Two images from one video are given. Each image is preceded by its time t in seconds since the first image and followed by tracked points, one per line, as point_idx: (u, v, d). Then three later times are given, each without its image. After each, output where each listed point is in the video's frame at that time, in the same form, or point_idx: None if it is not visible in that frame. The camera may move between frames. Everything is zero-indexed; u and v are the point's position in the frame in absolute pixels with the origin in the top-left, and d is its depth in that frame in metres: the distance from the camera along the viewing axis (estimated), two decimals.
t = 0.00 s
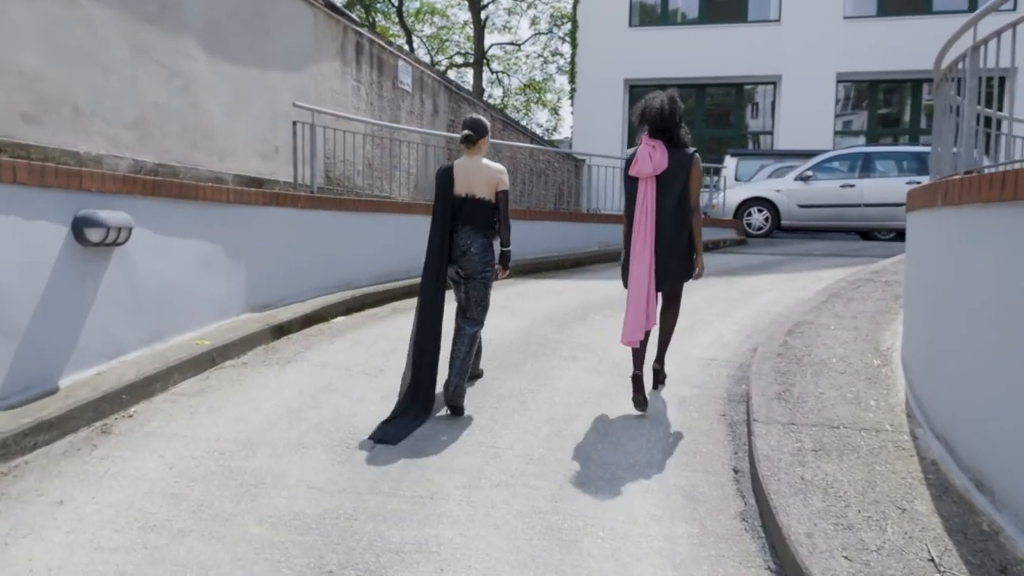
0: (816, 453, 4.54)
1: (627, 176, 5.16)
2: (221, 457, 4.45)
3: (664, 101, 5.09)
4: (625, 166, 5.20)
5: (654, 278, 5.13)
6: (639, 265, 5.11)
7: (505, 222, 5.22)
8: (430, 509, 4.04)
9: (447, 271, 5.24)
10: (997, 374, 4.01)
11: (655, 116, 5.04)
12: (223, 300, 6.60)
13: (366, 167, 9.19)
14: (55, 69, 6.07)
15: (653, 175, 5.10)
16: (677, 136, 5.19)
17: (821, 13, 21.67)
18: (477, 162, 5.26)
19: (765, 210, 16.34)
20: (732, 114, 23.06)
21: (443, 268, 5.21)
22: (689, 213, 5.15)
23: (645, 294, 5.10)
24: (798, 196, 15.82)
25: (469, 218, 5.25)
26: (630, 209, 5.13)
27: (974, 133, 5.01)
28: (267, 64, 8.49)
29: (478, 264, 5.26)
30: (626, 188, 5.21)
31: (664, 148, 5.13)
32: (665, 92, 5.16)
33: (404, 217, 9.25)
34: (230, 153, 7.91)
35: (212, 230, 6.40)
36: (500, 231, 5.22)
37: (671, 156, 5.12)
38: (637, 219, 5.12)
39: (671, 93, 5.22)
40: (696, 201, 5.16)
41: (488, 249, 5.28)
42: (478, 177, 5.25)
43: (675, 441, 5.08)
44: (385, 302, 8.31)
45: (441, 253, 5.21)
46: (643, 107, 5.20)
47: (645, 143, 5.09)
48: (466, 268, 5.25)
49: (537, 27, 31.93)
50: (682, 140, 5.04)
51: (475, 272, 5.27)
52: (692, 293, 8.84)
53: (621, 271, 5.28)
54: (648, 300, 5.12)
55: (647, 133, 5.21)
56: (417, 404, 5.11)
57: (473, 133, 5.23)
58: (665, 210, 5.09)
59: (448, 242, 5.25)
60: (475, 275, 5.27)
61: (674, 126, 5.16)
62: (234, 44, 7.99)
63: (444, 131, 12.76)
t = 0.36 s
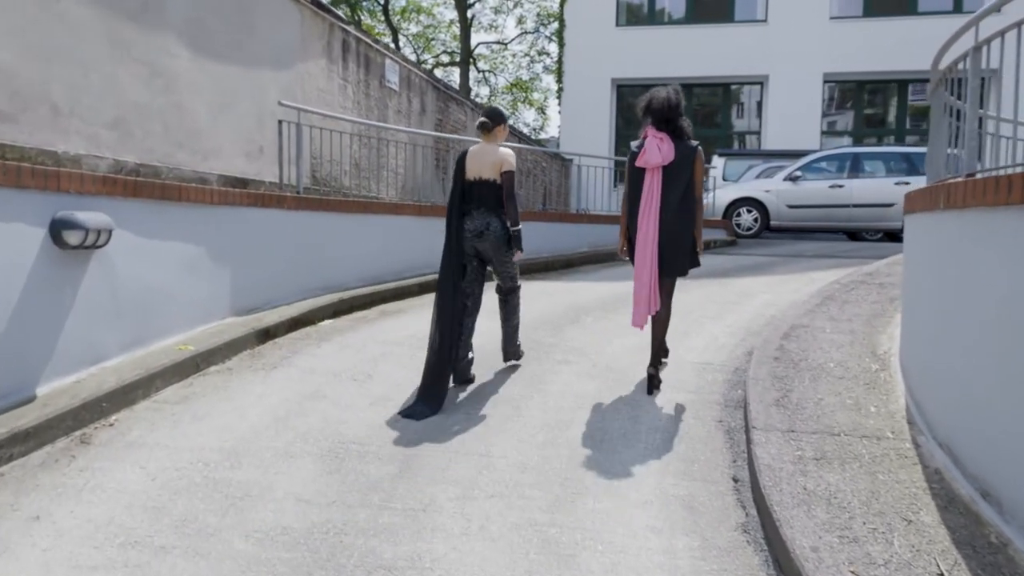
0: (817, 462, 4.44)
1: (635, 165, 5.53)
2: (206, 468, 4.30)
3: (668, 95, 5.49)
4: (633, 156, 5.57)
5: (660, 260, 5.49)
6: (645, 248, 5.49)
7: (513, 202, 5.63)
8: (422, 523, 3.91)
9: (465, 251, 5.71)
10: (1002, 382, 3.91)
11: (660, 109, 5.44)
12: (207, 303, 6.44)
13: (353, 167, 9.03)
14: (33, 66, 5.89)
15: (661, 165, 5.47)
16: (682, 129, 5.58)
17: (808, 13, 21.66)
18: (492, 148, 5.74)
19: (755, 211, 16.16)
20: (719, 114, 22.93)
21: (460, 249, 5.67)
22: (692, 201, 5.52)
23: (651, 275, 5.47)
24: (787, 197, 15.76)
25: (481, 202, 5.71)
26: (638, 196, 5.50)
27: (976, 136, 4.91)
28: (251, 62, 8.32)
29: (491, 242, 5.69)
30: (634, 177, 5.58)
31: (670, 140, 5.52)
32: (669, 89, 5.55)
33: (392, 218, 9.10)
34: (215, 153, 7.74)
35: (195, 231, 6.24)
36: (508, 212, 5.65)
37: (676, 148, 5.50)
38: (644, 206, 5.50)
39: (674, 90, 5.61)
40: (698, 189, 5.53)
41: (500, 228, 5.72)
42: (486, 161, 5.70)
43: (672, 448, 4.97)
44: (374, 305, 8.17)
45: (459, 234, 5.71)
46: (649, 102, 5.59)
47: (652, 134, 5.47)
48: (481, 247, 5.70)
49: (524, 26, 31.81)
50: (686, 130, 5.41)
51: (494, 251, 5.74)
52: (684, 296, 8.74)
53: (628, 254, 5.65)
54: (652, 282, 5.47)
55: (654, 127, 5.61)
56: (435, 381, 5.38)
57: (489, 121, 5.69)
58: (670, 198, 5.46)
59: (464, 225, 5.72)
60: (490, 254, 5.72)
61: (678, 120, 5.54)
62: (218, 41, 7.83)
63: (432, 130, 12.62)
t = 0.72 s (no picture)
0: (821, 471, 4.33)
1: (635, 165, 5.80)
2: (189, 480, 4.14)
3: (665, 97, 5.73)
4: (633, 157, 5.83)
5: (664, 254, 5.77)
6: (651, 242, 5.74)
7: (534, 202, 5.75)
8: (414, 537, 3.76)
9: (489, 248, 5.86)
10: (1010, 391, 3.81)
11: (659, 110, 5.67)
12: (191, 307, 6.27)
13: (339, 167, 8.81)
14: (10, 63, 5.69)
15: (660, 163, 5.75)
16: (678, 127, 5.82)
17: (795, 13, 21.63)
18: (517, 149, 5.89)
19: (743, 211, 16.11)
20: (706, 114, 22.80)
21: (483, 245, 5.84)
22: (691, 196, 5.77)
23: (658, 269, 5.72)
24: (775, 197, 15.72)
25: (505, 200, 5.85)
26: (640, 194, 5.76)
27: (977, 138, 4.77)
28: (236, 59, 8.13)
29: (512, 240, 5.83)
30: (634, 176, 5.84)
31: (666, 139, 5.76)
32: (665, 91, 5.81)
33: (379, 219, 8.94)
34: (198, 153, 7.56)
35: (178, 232, 6.07)
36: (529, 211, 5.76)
37: (675, 147, 5.76)
38: (647, 202, 5.76)
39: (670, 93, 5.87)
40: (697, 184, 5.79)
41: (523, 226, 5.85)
42: (510, 160, 5.86)
43: (670, 456, 4.84)
44: (361, 307, 8.00)
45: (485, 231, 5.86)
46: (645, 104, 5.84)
47: (650, 135, 5.72)
48: (504, 245, 5.85)
49: (509, 25, 31.67)
50: (685, 128, 5.64)
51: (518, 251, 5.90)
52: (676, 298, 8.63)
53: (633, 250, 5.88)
54: (658, 274, 5.72)
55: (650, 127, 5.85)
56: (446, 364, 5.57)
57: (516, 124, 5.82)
58: (671, 193, 5.73)
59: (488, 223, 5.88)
60: (512, 251, 5.85)
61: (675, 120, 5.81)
62: (202, 38, 7.64)
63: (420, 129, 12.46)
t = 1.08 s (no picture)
0: (824, 481, 4.21)
1: (638, 169, 6.01)
2: (170, 494, 3.96)
3: (668, 103, 5.95)
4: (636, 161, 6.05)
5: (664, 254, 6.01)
6: (650, 241, 5.95)
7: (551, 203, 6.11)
8: (405, 554, 3.60)
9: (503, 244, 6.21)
10: (1017, 399, 3.71)
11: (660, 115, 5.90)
12: (172, 311, 6.09)
13: (324, 167, 8.60)
14: None
15: (660, 166, 5.95)
16: (679, 131, 6.03)
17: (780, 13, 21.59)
18: (533, 154, 6.22)
19: (730, 212, 15.98)
20: (692, 114, 22.71)
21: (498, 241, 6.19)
22: (691, 196, 5.97)
23: (661, 268, 5.94)
24: (763, 197, 15.63)
25: (519, 201, 6.20)
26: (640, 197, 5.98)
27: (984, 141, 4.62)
28: (218, 56, 7.94)
29: (526, 240, 6.19)
30: (637, 179, 6.05)
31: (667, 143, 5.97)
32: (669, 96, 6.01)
33: (366, 219, 8.77)
34: (178, 152, 7.37)
35: (159, 234, 5.89)
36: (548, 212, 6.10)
37: (675, 151, 5.96)
38: (647, 204, 5.98)
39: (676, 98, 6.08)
40: (698, 187, 5.99)
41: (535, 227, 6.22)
42: (528, 167, 6.19)
43: (668, 465, 4.71)
44: (347, 310, 7.83)
45: (496, 226, 6.20)
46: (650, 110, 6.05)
47: (651, 139, 5.92)
48: (518, 243, 6.21)
49: (494, 23, 31.51)
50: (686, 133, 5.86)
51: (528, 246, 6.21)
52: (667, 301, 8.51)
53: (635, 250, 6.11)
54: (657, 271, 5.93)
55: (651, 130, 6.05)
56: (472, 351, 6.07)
57: (528, 129, 6.20)
58: (671, 196, 5.94)
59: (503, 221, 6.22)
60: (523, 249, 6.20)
61: (678, 125, 6.01)
62: (182, 34, 7.44)
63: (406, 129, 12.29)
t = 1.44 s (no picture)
0: (829, 492, 4.08)
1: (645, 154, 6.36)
2: (147, 511, 3.77)
3: (673, 93, 6.29)
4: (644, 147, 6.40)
5: (665, 236, 6.34)
6: (652, 223, 6.34)
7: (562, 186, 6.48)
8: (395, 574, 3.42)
9: (520, 230, 6.51)
10: None
11: (666, 105, 6.22)
12: (148, 316, 5.89)
13: (307, 166, 8.37)
14: None
15: (666, 153, 6.30)
16: (685, 121, 6.37)
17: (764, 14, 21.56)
18: (543, 141, 6.53)
19: (717, 212, 15.83)
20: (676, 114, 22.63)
21: (515, 227, 6.48)
22: (693, 182, 6.34)
23: (658, 249, 6.36)
24: (749, 197, 15.54)
25: (532, 187, 6.54)
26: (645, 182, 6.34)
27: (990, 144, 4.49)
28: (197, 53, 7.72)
29: (542, 223, 6.52)
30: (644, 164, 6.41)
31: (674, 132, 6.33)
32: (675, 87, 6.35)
33: (350, 221, 8.58)
34: (155, 152, 7.16)
35: (134, 237, 5.68)
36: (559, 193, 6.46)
37: (680, 140, 6.31)
38: (651, 188, 6.34)
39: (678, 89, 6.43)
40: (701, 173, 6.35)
41: (549, 210, 6.55)
42: (538, 152, 6.52)
43: (665, 475, 4.56)
44: (330, 314, 7.63)
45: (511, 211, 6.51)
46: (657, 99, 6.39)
47: (659, 127, 6.27)
48: (533, 228, 6.52)
49: (477, 22, 31.33)
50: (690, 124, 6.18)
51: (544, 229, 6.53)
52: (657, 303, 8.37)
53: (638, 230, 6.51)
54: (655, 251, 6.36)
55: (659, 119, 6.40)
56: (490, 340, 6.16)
57: (540, 117, 6.46)
58: (675, 181, 6.29)
59: (518, 208, 6.52)
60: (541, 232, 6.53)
61: (684, 115, 6.34)
62: (159, 30, 7.22)
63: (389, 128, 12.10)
